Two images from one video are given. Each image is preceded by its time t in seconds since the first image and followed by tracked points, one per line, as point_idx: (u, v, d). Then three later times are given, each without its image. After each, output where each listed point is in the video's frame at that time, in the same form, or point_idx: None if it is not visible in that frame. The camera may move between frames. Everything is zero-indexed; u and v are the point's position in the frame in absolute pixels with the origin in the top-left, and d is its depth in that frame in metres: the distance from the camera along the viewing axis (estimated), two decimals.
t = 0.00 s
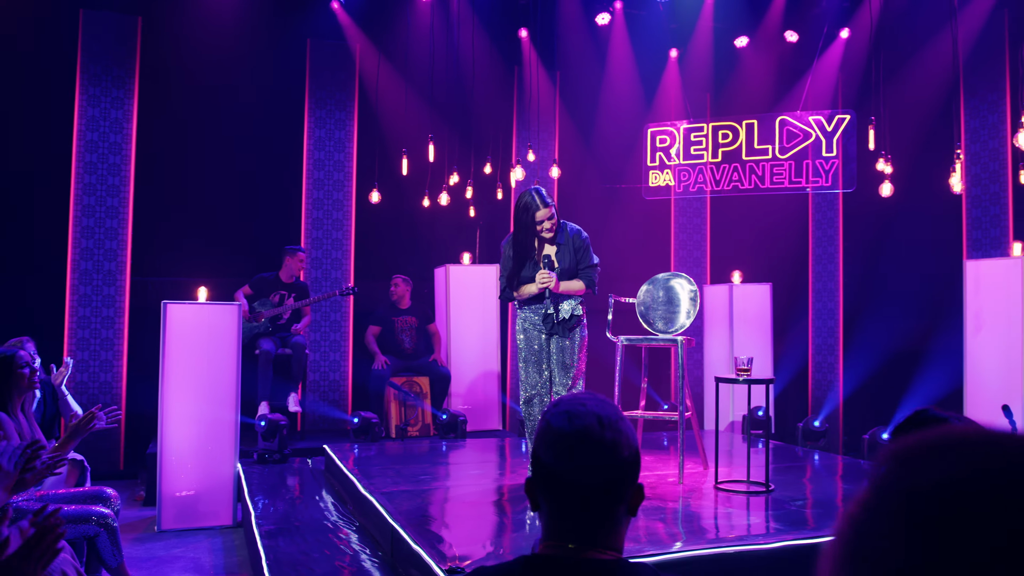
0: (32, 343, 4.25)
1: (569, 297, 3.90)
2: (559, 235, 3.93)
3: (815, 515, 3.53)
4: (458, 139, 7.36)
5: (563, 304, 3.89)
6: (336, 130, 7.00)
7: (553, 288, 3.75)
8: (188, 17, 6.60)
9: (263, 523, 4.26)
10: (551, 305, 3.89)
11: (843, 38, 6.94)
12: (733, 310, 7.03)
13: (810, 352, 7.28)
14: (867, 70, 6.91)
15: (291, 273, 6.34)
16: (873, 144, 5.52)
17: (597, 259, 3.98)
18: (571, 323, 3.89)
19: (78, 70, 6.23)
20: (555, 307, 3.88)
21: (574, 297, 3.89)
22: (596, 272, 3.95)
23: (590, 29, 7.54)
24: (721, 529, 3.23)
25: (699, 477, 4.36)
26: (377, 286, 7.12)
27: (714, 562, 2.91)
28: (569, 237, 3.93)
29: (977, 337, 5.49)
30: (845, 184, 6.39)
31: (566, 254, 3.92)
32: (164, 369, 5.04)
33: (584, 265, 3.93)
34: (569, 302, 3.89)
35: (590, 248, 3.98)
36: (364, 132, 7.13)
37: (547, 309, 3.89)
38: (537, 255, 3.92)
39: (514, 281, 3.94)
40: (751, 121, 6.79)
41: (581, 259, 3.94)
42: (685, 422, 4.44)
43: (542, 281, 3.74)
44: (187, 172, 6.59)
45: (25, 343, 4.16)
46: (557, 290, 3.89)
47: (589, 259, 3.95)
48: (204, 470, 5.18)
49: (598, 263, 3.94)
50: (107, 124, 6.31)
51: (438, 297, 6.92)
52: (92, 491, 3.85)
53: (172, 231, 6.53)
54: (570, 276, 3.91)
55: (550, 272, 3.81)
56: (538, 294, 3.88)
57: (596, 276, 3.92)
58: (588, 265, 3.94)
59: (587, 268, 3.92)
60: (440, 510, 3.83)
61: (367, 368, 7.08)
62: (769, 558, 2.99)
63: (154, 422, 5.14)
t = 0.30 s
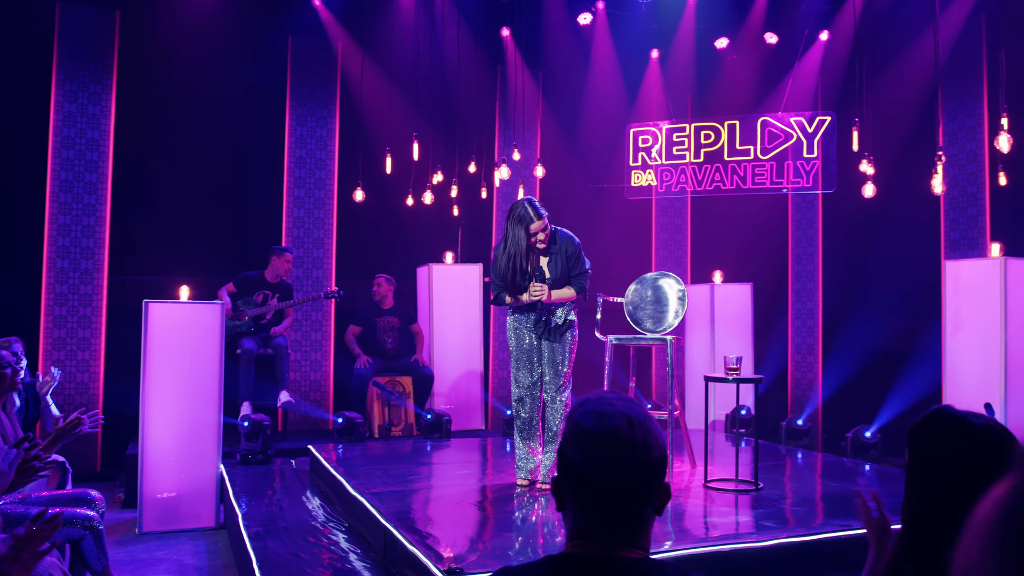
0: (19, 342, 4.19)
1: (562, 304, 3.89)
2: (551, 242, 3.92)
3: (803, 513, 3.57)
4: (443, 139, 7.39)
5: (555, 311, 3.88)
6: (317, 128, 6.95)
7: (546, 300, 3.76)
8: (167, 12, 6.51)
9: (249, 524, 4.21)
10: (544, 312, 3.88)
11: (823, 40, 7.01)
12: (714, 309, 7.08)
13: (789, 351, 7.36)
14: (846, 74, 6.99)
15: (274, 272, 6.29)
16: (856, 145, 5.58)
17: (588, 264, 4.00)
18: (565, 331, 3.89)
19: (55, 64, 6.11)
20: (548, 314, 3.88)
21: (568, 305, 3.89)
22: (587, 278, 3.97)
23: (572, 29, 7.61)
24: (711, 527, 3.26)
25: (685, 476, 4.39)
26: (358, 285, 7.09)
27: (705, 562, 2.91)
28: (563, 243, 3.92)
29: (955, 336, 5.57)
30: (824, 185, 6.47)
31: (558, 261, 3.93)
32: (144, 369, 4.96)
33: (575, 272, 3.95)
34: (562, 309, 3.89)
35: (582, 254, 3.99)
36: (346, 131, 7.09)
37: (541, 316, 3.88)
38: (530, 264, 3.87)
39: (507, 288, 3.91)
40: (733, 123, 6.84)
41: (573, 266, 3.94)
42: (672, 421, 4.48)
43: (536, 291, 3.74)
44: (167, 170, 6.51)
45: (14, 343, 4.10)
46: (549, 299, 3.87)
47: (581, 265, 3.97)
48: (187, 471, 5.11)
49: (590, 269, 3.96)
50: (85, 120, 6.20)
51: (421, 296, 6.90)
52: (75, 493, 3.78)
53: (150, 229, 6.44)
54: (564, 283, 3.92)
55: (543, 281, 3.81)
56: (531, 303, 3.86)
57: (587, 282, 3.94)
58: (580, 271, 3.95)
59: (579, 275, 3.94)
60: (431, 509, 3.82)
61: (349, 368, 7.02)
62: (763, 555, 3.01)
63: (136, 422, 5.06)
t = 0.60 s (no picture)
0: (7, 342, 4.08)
1: (554, 301, 3.88)
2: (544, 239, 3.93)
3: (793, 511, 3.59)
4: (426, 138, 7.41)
5: (546, 309, 3.87)
6: (299, 126, 6.91)
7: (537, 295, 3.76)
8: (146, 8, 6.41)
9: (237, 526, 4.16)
10: (535, 310, 3.86)
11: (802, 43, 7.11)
12: (695, 309, 7.12)
13: (768, 351, 7.43)
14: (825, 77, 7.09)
15: (256, 272, 6.22)
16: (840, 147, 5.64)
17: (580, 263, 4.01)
18: (556, 329, 3.87)
19: (31, 59, 5.96)
20: (540, 312, 3.86)
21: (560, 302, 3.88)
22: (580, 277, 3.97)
23: (555, 30, 7.64)
24: (705, 526, 3.27)
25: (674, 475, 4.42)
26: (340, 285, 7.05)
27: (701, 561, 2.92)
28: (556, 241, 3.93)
29: (935, 336, 5.64)
30: (805, 187, 6.54)
31: (550, 258, 3.94)
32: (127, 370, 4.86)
33: (567, 269, 3.94)
34: (554, 306, 3.87)
35: (574, 252, 4.00)
36: (328, 129, 7.05)
37: (532, 313, 3.86)
38: (522, 259, 3.89)
39: (499, 284, 3.91)
40: (715, 124, 6.88)
41: (565, 264, 3.95)
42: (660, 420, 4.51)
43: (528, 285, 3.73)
44: (145, 168, 6.41)
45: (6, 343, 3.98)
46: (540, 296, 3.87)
47: (573, 263, 3.97)
48: (168, 473, 5.03)
49: (581, 267, 3.97)
50: (61, 116, 6.07)
51: (403, 296, 6.88)
52: (59, 496, 3.70)
53: (128, 228, 6.34)
54: (556, 281, 3.92)
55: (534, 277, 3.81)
56: (522, 299, 3.86)
57: (579, 280, 3.94)
58: (572, 269, 3.95)
59: (571, 272, 3.94)
60: (423, 510, 3.79)
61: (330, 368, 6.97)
62: (758, 553, 3.02)
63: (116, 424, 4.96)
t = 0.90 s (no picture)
0: None
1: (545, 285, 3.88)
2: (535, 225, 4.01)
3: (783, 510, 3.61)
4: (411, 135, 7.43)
5: (537, 294, 3.85)
6: (280, 124, 6.83)
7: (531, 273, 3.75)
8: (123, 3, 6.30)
9: (222, 528, 4.10)
10: (527, 295, 3.85)
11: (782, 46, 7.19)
12: (676, 309, 7.16)
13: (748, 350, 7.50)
14: (805, 79, 7.17)
15: (234, 271, 6.15)
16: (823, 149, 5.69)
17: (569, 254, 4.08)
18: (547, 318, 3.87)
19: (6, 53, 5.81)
20: (532, 296, 3.85)
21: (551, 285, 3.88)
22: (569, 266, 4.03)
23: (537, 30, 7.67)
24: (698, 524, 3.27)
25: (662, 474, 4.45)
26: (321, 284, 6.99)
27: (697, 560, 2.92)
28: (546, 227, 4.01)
29: (915, 335, 5.72)
30: (786, 188, 6.59)
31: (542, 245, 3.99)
32: (105, 370, 4.76)
33: (557, 258, 4.01)
34: (546, 290, 3.87)
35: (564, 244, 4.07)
36: (310, 127, 7.01)
37: (524, 299, 3.85)
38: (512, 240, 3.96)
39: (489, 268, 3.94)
40: (696, 125, 6.93)
41: (555, 250, 4.01)
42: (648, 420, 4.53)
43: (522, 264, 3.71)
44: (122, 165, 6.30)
45: None
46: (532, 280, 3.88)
47: (563, 252, 4.03)
48: (147, 474, 4.93)
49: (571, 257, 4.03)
50: (37, 112, 5.92)
51: (385, 296, 6.85)
52: (43, 499, 3.62)
53: (106, 226, 6.22)
54: (546, 264, 3.96)
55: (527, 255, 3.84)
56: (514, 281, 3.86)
57: (569, 269, 3.99)
58: (562, 257, 4.01)
59: (561, 260, 4.00)
60: (415, 510, 3.77)
61: (312, 368, 6.91)
62: (754, 551, 3.03)
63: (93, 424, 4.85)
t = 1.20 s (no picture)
0: None
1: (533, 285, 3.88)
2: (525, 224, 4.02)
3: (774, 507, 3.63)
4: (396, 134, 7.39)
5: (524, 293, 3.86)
6: (261, 121, 6.77)
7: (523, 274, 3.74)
8: None
9: (208, 529, 4.04)
10: (515, 293, 3.84)
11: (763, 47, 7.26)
12: (659, 308, 7.18)
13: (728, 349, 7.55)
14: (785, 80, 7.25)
15: (213, 269, 6.05)
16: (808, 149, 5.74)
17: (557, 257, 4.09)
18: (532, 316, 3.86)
19: None
20: (520, 294, 3.84)
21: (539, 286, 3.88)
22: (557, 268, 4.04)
23: (521, 29, 7.67)
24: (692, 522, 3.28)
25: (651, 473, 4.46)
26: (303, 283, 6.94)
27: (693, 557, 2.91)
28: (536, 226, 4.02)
29: (896, 334, 5.78)
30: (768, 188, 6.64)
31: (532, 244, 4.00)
32: (87, 369, 4.67)
33: (546, 259, 4.01)
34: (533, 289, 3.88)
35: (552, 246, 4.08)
36: (292, 124, 6.95)
37: (511, 295, 3.85)
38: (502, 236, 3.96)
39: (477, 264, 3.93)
40: (679, 125, 6.95)
41: (544, 252, 4.01)
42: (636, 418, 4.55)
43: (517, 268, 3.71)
44: (101, 161, 6.19)
45: None
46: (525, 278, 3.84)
47: (551, 253, 4.04)
48: (128, 475, 4.84)
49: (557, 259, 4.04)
50: (13, 107, 5.77)
51: (367, 294, 6.81)
52: (28, 501, 3.54)
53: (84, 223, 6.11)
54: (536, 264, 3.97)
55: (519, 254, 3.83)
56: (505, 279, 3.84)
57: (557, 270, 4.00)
58: (551, 259, 4.01)
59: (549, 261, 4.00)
60: (406, 509, 3.74)
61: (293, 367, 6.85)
62: (749, 547, 3.03)
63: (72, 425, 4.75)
